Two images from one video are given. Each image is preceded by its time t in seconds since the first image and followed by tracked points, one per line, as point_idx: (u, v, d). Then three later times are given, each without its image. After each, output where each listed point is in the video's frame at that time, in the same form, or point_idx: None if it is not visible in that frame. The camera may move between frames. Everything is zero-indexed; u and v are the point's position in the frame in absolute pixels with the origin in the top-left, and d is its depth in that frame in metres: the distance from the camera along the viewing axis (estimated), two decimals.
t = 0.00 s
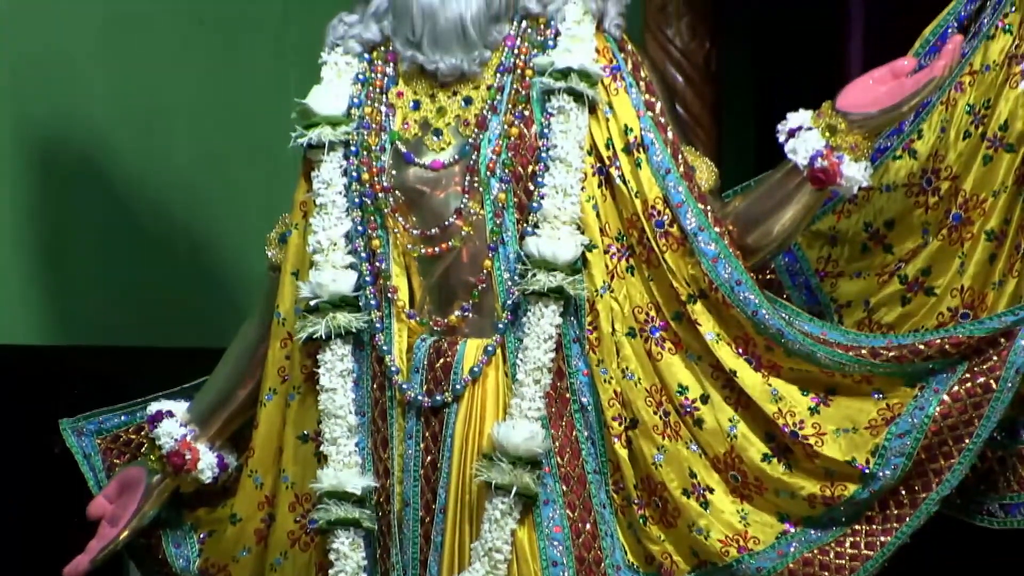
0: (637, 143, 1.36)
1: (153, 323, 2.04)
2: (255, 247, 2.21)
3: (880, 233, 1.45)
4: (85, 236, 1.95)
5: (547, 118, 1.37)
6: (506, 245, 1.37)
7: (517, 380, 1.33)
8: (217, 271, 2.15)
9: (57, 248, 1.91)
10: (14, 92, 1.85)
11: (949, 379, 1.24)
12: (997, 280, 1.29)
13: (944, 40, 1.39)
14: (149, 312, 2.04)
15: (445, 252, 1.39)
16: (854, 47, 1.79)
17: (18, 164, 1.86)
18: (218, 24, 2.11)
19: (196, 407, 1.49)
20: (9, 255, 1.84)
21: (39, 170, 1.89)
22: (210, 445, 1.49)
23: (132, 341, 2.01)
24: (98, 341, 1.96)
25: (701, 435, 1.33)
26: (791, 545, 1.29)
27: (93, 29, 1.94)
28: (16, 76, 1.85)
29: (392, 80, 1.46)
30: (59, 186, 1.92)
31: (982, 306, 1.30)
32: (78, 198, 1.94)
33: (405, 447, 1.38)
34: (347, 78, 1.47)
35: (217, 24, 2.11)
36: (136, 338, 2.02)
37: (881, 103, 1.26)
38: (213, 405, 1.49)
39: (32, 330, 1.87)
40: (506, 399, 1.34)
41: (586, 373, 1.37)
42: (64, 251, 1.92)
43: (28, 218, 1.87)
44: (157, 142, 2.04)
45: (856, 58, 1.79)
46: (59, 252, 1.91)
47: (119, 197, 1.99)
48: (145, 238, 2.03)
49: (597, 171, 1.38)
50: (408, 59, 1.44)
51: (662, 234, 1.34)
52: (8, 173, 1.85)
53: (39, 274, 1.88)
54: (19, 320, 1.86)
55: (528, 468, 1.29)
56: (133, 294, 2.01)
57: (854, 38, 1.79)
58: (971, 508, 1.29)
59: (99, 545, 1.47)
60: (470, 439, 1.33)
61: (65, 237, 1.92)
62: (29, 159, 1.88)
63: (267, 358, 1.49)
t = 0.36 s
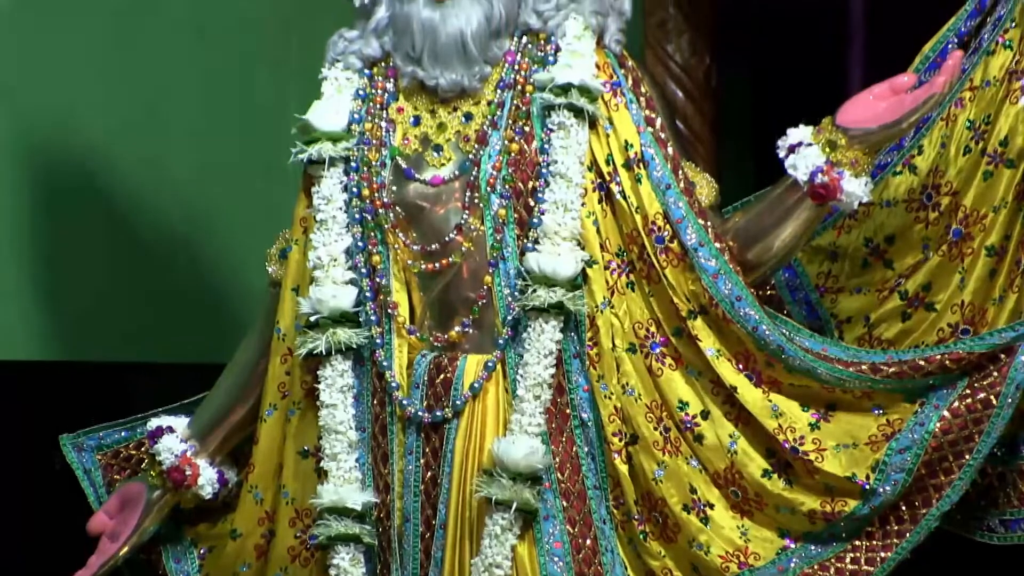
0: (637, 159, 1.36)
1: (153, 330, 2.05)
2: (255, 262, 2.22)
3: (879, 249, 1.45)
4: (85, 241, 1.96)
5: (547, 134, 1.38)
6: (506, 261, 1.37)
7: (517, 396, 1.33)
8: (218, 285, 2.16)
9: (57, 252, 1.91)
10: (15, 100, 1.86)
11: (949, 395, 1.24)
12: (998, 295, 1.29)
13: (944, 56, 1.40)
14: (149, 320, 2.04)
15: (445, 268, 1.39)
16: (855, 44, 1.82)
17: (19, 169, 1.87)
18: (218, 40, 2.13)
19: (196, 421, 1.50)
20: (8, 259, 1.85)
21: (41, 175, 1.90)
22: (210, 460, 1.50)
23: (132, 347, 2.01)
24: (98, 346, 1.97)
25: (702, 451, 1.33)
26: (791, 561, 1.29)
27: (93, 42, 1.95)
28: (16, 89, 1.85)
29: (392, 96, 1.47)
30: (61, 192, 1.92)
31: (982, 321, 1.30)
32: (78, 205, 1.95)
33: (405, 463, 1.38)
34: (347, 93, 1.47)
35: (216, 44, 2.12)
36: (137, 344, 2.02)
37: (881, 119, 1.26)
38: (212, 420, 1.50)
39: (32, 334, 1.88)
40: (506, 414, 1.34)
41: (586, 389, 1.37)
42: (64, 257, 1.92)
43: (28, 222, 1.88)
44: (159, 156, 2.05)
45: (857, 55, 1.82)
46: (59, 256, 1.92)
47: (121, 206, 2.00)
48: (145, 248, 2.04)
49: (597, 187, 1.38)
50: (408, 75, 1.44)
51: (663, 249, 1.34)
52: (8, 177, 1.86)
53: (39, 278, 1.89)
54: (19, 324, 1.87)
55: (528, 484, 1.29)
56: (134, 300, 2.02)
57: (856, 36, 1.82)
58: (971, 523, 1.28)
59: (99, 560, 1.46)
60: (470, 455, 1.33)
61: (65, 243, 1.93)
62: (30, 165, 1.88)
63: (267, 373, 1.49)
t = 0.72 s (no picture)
0: (637, 174, 1.36)
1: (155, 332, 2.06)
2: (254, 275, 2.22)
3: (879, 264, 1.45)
4: (85, 243, 1.97)
5: (547, 149, 1.38)
6: (506, 276, 1.38)
7: (517, 411, 1.33)
8: (216, 302, 2.17)
9: (57, 257, 1.93)
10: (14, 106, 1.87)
11: (950, 411, 1.24)
12: (998, 310, 1.29)
13: (944, 72, 1.41)
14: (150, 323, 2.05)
15: (445, 283, 1.39)
16: (856, 43, 1.82)
17: (18, 171, 1.88)
18: (218, 47, 2.13)
19: (196, 437, 1.50)
20: (8, 261, 1.86)
21: (41, 177, 1.91)
22: (211, 475, 1.50)
23: (133, 348, 2.03)
24: (98, 346, 1.98)
25: (702, 466, 1.33)
26: None
27: (95, 54, 1.96)
28: (16, 89, 1.86)
29: (392, 111, 1.48)
30: (60, 194, 1.93)
31: (982, 337, 1.31)
32: (79, 216, 1.96)
33: (405, 478, 1.38)
34: (347, 109, 1.48)
35: (217, 49, 2.13)
36: (138, 344, 2.03)
37: (881, 134, 1.26)
38: (213, 435, 1.50)
39: (33, 335, 1.89)
40: (506, 429, 1.35)
41: (586, 404, 1.37)
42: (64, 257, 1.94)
43: (28, 224, 1.89)
44: (158, 166, 2.05)
45: (858, 55, 1.82)
46: (59, 257, 1.93)
47: (121, 212, 2.01)
48: (144, 256, 2.04)
49: (597, 202, 1.38)
50: (408, 90, 1.45)
51: (662, 264, 1.35)
52: (7, 180, 1.87)
53: (38, 279, 1.90)
54: (19, 325, 1.88)
55: (529, 499, 1.29)
56: (134, 302, 2.03)
57: (856, 37, 1.82)
58: (971, 539, 1.28)
59: None
60: (470, 470, 1.34)
61: (65, 245, 1.94)
62: (30, 168, 1.89)
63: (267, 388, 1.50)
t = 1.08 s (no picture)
0: (637, 188, 1.36)
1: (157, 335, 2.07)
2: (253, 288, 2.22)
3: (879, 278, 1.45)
4: (85, 247, 1.97)
5: (547, 163, 1.39)
6: (506, 290, 1.38)
7: (517, 425, 1.33)
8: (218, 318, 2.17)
9: (57, 266, 1.93)
10: (13, 107, 1.87)
11: (949, 424, 1.24)
12: (998, 324, 1.29)
13: (944, 86, 1.42)
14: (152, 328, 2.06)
15: (445, 297, 1.39)
16: (856, 41, 1.83)
17: (17, 171, 1.88)
18: (218, 53, 2.13)
19: (196, 451, 1.50)
20: (8, 263, 1.87)
21: (41, 178, 1.91)
22: (211, 489, 1.50)
23: (133, 348, 2.03)
24: (98, 346, 1.98)
25: (701, 480, 1.33)
26: None
27: (96, 61, 1.97)
28: (16, 89, 1.87)
29: (392, 125, 1.48)
30: (60, 196, 1.93)
31: (982, 350, 1.31)
32: (79, 227, 1.96)
33: (405, 492, 1.38)
34: (347, 123, 1.49)
35: (216, 50, 2.13)
36: (138, 344, 2.03)
37: (881, 148, 1.26)
38: (212, 448, 1.50)
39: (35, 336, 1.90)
40: (506, 443, 1.35)
41: (586, 418, 1.37)
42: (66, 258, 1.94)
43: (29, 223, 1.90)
44: (157, 167, 2.06)
45: (857, 55, 1.83)
46: (59, 259, 1.94)
47: (122, 216, 2.01)
48: (144, 263, 2.05)
49: (597, 216, 1.39)
50: (408, 104, 1.46)
51: (662, 278, 1.35)
52: (7, 181, 1.87)
53: (38, 280, 1.91)
54: (19, 324, 1.88)
55: (529, 513, 1.29)
56: (134, 304, 2.03)
57: (856, 36, 1.83)
58: (971, 553, 1.28)
59: None
60: (470, 484, 1.34)
61: (66, 246, 1.95)
62: (31, 169, 1.90)
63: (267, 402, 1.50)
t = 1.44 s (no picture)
0: (637, 207, 1.37)
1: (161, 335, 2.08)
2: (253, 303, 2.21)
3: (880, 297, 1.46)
4: (85, 262, 1.98)
5: (547, 181, 1.39)
6: (506, 308, 1.38)
7: (517, 443, 1.33)
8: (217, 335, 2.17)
9: (56, 279, 1.94)
10: (11, 119, 1.89)
11: (949, 443, 1.24)
12: (997, 343, 1.29)
13: (944, 104, 1.42)
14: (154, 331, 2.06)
15: (445, 315, 1.40)
16: (855, 42, 1.84)
17: (14, 185, 1.89)
18: (219, 53, 2.14)
19: (197, 469, 1.51)
20: (8, 271, 1.88)
21: (38, 192, 1.92)
22: (211, 508, 1.50)
23: (135, 348, 2.03)
24: (98, 346, 1.98)
25: (701, 498, 1.33)
26: None
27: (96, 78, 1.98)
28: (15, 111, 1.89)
29: (392, 144, 1.49)
30: (58, 209, 1.94)
31: (982, 369, 1.31)
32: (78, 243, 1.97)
33: (405, 510, 1.38)
34: (347, 141, 1.49)
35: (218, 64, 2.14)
36: (139, 352, 2.04)
37: (882, 167, 1.27)
38: (213, 467, 1.51)
39: (36, 339, 1.91)
40: (506, 461, 1.35)
41: (586, 436, 1.37)
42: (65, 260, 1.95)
43: (26, 226, 1.91)
44: (160, 185, 2.07)
45: (857, 56, 1.84)
46: (59, 271, 1.95)
47: (122, 220, 2.02)
48: (143, 269, 2.05)
49: (597, 234, 1.39)
50: (408, 122, 1.47)
51: (663, 296, 1.35)
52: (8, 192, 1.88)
53: (38, 292, 1.91)
54: (18, 334, 1.89)
55: (528, 531, 1.29)
56: (134, 317, 2.03)
57: (856, 36, 1.84)
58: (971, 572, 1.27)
59: None
60: (470, 502, 1.34)
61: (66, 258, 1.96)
62: (26, 173, 1.90)
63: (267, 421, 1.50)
